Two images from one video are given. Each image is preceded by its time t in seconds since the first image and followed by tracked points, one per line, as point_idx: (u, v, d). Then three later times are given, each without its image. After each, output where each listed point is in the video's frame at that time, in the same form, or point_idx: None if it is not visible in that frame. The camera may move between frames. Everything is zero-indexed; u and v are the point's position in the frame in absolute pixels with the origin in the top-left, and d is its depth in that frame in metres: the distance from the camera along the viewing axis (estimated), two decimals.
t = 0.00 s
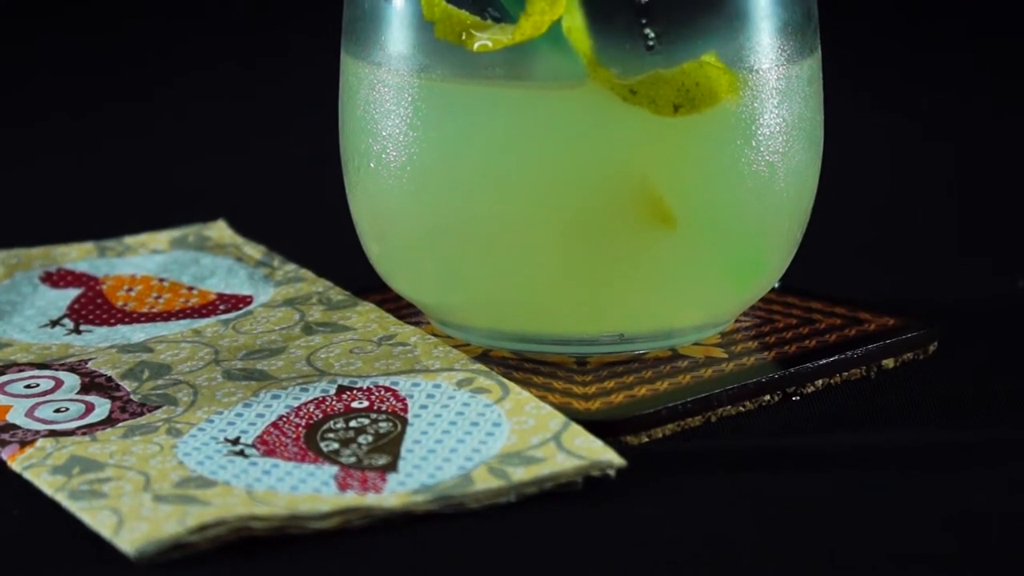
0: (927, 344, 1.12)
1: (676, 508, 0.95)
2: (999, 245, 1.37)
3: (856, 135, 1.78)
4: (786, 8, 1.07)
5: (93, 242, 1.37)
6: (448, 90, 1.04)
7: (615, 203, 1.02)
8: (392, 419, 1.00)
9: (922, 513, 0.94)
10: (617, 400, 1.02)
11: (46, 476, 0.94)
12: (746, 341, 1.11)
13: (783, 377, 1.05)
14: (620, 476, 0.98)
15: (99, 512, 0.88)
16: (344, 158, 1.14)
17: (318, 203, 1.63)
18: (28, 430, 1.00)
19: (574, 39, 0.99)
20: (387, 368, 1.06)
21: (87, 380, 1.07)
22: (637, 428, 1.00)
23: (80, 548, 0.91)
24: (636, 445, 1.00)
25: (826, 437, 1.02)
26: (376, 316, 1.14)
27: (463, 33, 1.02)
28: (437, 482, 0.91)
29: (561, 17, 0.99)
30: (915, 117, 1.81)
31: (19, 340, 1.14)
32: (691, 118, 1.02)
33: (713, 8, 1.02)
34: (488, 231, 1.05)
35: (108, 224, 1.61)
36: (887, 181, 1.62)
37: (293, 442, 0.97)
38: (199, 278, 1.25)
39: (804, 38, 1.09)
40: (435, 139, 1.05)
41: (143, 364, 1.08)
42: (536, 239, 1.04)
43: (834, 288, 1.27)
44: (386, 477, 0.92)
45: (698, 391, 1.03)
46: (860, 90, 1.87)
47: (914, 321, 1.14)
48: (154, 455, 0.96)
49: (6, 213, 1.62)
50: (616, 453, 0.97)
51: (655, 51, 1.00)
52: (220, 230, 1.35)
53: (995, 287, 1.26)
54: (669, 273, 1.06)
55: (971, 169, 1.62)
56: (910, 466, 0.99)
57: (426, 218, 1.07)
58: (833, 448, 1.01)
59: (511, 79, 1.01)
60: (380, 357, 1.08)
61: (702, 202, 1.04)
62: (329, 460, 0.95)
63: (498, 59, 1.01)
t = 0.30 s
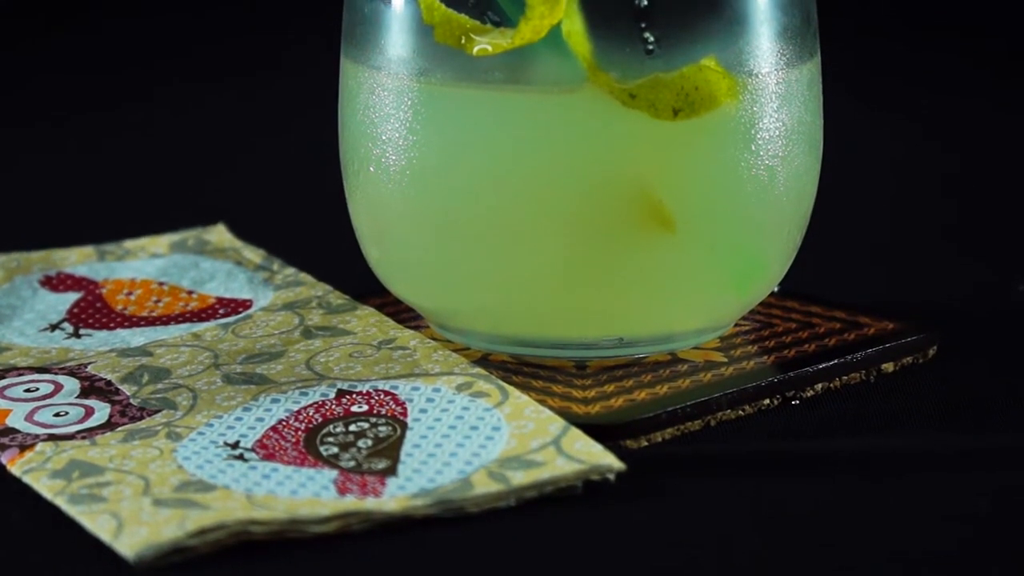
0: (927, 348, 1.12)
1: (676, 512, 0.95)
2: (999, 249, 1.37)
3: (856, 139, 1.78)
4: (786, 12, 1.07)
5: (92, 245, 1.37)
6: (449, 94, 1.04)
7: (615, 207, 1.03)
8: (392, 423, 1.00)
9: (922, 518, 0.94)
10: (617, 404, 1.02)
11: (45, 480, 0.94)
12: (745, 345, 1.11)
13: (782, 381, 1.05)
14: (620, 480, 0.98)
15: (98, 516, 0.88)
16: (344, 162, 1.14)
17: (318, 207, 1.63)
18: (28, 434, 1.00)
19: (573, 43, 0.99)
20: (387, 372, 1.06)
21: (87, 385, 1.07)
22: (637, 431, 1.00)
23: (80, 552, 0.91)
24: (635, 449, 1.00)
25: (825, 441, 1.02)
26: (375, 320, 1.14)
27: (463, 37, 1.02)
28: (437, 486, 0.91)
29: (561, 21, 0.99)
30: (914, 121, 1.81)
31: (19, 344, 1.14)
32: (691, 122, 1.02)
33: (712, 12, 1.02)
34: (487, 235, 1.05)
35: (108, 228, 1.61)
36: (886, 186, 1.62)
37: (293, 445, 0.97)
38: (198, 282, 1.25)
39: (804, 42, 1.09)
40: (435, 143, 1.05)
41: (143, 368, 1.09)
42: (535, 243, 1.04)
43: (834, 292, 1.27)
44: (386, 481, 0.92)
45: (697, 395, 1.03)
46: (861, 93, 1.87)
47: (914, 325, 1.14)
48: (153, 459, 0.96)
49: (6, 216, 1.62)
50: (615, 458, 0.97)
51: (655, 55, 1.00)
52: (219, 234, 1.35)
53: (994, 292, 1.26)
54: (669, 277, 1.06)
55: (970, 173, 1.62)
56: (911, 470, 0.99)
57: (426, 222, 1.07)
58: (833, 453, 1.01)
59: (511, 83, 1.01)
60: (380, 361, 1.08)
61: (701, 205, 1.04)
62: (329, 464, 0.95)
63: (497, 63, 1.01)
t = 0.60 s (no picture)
0: (926, 356, 1.12)
1: (674, 520, 0.95)
2: (998, 257, 1.37)
3: (856, 146, 1.78)
4: (786, 20, 1.07)
5: (92, 252, 1.37)
6: (449, 102, 1.04)
7: (615, 214, 1.02)
8: (391, 431, 1.00)
9: (921, 525, 0.94)
10: (616, 411, 1.02)
11: (45, 487, 0.94)
12: (745, 353, 1.11)
13: (782, 389, 1.05)
14: (619, 488, 0.98)
15: (98, 524, 0.88)
16: (343, 170, 1.14)
17: (318, 214, 1.63)
18: (27, 442, 1.00)
19: (573, 50, 1.00)
20: (386, 379, 1.06)
21: (86, 393, 1.07)
22: (636, 439, 1.00)
23: (80, 560, 0.91)
24: (634, 457, 1.00)
25: (824, 449, 1.02)
26: (375, 328, 1.14)
27: (462, 44, 1.02)
28: (435, 494, 0.91)
29: (560, 28, 0.99)
30: (915, 127, 1.81)
31: (18, 351, 1.14)
32: (691, 130, 1.02)
33: (713, 20, 1.02)
34: (487, 243, 1.05)
35: (108, 236, 1.61)
36: (886, 194, 1.62)
37: (292, 453, 0.97)
38: (198, 289, 1.25)
39: (803, 50, 1.09)
40: (435, 151, 1.05)
41: (142, 375, 1.08)
42: (535, 250, 1.04)
43: (833, 300, 1.27)
44: (385, 489, 0.92)
45: (697, 403, 1.03)
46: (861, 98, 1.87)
47: (913, 333, 1.14)
48: (153, 467, 0.96)
49: (6, 223, 1.62)
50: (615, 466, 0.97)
51: (654, 63, 1.00)
52: (219, 241, 1.35)
53: (994, 299, 1.26)
54: (668, 285, 1.06)
55: (970, 180, 1.63)
56: (912, 477, 0.99)
57: (427, 230, 1.07)
58: (832, 460, 1.01)
59: (510, 91, 1.01)
60: (379, 368, 1.08)
61: (701, 213, 1.04)
62: (328, 472, 0.95)
63: (497, 70, 1.01)
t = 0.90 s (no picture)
0: (925, 366, 1.12)
1: (673, 531, 0.95)
2: (997, 268, 1.37)
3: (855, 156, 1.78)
4: (784, 31, 1.07)
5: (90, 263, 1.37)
6: (447, 112, 1.04)
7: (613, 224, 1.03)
8: (390, 442, 1.00)
9: (921, 536, 0.94)
10: (615, 422, 1.02)
11: (44, 498, 0.94)
12: (743, 364, 1.11)
13: (781, 400, 1.05)
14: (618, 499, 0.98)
15: (97, 535, 0.88)
16: (342, 180, 1.14)
17: (317, 224, 1.63)
18: (26, 453, 1.00)
19: (570, 61, 1.00)
20: (386, 390, 1.06)
21: (85, 403, 1.07)
22: (634, 450, 1.00)
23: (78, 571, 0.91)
24: (633, 467, 1.00)
25: (823, 460, 1.02)
26: (374, 338, 1.14)
27: (461, 55, 1.02)
28: (434, 505, 0.91)
29: (559, 39, 0.99)
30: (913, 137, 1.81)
31: (17, 362, 1.14)
32: (690, 141, 1.02)
33: (710, 31, 1.02)
34: (486, 254, 1.05)
35: (107, 245, 1.61)
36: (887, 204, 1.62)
37: (291, 464, 0.97)
38: (196, 300, 1.25)
39: (802, 61, 1.09)
40: (434, 161, 1.05)
41: (141, 386, 1.09)
42: (535, 261, 1.04)
43: (832, 310, 1.27)
44: (384, 500, 0.92)
45: (696, 413, 1.03)
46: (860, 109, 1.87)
47: (912, 343, 1.14)
48: (151, 478, 0.96)
49: (7, 234, 1.62)
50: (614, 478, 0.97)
51: (653, 73, 1.01)
52: (218, 252, 1.35)
53: (993, 310, 1.26)
54: (667, 296, 1.06)
55: (969, 191, 1.63)
56: (910, 488, 0.99)
57: (426, 240, 1.07)
58: (831, 471, 1.01)
59: (509, 101, 1.01)
60: (378, 379, 1.08)
61: (699, 223, 1.04)
62: (327, 483, 0.95)
63: (496, 81, 1.01)
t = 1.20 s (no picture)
0: (926, 380, 1.12)
1: (674, 545, 0.95)
2: (997, 281, 1.37)
3: (855, 170, 1.78)
4: (784, 45, 1.07)
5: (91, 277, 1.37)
6: (448, 126, 1.04)
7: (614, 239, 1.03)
8: (390, 455, 1.00)
9: (922, 549, 0.94)
10: (615, 436, 1.02)
11: (45, 512, 0.94)
12: (744, 378, 1.11)
13: (781, 414, 1.05)
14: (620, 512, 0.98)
15: (97, 549, 0.88)
16: (343, 194, 1.14)
17: (317, 238, 1.63)
18: (27, 466, 1.00)
19: (571, 75, 1.00)
20: (386, 404, 1.06)
21: (85, 417, 1.07)
22: (635, 464, 1.00)
23: None
24: (634, 481, 1.00)
25: (824, 474, 1.02)
26: (374, 352, 1.14)
27: (461, 70, 1.02)
28: (434, 519, 0.91)
29: (559, 53, 0.99)
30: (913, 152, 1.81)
31: (18, 376, 1.14)
32: (690, 154, 1.02)
33: (711, 45, 1.02)
34: (486, 269, 1.05)
35: (107, 259, 1.61)
36: (887, 217, 1.62)
37: (292, 478, 0.97)
38: (197, 314, 1.25)
39: (802, 75, 1.09)
40: (434, 175, 1.05)
41: (142, 400, 1.09)
42: (535, 275, 1.04)
43: (832, 324, 1.27)
44: (384, 514, 0.92)
45: (696, 427, 1.03)
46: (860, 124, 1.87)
47: (913, 357, 1.14)
48: (152, 492, 0.96)
49: (7, 248, 1.63)
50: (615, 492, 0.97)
51: (653, 88, 1.01)
52: (218, 265, 1.35)
53: (992, 324, 1.27)
54: (667, 311, 1.06)
55: (969, 204, 1.63)
56: (911, 502, 0.99)
57: (426, 255, 1.07)
58: (831, 484, 1.01)
59: (509, 115, 1.02)
60: (379, 393, 1.08)
61: (700, 238, 1.04)
62: (328, 497, 0.95)
63: (496, 95, 1.02)
